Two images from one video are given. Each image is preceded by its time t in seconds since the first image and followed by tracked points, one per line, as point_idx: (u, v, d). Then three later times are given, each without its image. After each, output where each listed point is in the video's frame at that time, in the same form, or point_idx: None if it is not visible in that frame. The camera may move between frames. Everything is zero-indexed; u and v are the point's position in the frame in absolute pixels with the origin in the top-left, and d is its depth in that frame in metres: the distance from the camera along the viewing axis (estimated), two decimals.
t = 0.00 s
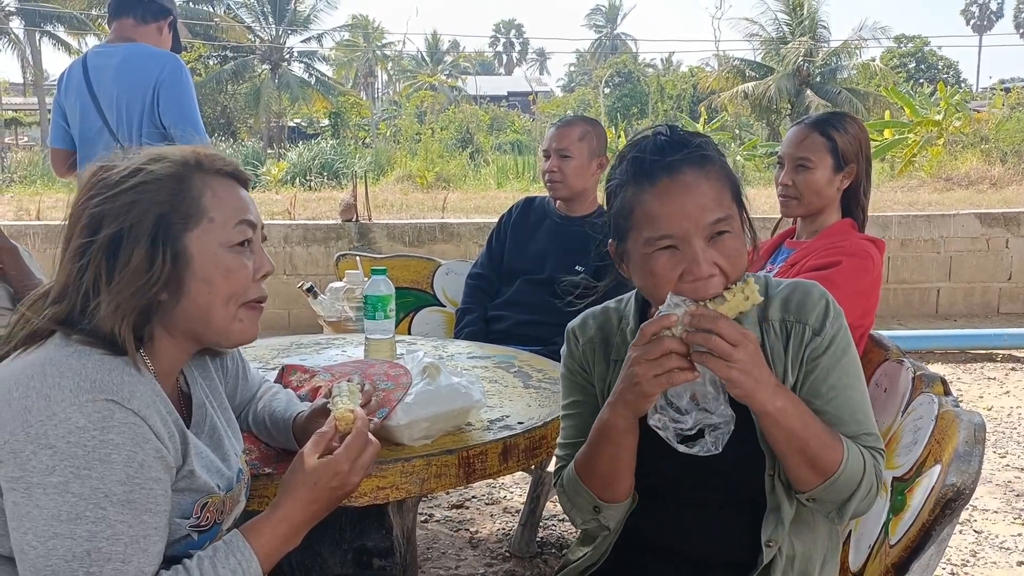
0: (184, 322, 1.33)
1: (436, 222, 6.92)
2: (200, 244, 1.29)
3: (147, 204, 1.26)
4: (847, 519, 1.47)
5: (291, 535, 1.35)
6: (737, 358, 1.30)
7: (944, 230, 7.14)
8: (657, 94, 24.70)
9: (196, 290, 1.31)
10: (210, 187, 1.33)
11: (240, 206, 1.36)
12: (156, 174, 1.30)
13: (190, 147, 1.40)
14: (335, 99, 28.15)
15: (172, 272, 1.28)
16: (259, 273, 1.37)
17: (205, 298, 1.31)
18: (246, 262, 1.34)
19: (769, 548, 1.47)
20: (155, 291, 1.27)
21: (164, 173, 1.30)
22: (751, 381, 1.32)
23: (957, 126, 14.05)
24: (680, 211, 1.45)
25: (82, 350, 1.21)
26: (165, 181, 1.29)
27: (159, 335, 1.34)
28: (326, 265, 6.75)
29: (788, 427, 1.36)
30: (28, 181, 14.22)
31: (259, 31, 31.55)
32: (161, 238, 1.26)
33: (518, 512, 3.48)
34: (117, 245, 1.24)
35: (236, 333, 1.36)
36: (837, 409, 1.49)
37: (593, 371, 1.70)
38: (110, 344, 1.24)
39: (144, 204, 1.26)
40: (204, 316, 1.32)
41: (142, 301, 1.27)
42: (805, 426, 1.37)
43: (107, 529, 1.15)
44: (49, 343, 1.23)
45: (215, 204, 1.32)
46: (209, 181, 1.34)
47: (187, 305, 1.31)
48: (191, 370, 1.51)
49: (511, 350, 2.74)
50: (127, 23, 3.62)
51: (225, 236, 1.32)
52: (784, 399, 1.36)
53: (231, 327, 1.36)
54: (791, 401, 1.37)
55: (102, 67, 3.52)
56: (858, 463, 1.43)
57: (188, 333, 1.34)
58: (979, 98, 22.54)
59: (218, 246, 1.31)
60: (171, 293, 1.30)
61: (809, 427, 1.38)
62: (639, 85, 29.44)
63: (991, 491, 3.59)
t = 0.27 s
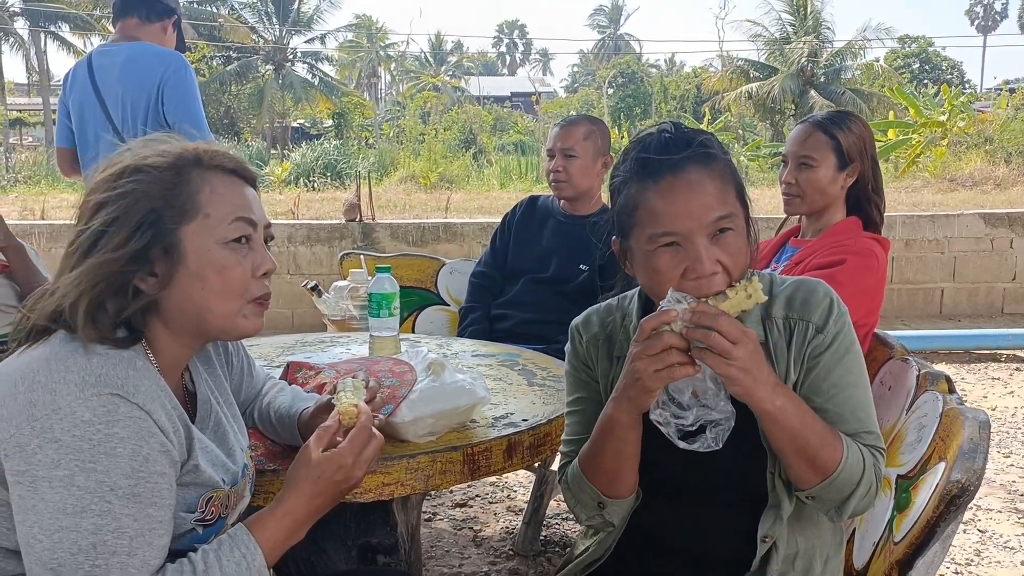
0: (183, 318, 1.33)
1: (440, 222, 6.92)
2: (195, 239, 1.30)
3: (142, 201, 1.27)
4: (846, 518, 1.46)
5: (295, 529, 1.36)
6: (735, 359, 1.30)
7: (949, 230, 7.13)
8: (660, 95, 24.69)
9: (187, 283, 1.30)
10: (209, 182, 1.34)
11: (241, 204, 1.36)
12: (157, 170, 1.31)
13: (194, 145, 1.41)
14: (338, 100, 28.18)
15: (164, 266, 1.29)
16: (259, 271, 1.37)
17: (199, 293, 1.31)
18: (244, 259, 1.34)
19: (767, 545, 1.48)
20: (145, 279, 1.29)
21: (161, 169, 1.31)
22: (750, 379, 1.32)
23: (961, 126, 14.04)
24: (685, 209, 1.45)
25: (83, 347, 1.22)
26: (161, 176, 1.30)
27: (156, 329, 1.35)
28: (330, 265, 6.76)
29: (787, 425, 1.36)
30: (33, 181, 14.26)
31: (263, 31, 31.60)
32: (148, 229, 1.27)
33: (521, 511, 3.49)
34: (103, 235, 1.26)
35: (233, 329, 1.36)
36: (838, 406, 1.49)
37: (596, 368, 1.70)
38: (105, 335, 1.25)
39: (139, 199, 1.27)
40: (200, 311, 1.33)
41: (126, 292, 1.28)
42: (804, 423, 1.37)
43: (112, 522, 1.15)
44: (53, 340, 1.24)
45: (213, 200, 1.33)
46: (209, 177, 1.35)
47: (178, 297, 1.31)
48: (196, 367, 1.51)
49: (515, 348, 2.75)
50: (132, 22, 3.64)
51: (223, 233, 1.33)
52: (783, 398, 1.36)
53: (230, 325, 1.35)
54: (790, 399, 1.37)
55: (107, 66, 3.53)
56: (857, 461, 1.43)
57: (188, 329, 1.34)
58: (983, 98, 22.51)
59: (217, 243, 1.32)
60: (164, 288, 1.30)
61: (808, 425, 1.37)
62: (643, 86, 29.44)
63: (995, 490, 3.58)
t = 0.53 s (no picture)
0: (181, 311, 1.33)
1: (443, 220, 6.93)
2: (192, 232, 1.30)
3: (138, 196, 1.28)
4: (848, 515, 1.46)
5: (297, 523, 1.36)
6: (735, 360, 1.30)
7: (952, 229, 7.12)
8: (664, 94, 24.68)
9: (184, 277, 1.31)
10: (208, 175, 1.34)
11: (240, 197, 1.36)
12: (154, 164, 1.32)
13: (193, 139, 1.42)
14: (342, 99, 28.20)
15: (160, 259, 1.29)
16: (257, 263, 1.37)
17: (196, 287, 1.31)
18: (242, 252, 1.34)
19: (768, 539, 1.47)
20: (143, 272, 1.30)
21: (158, 163, 1.32)
22: (750, 379, 1.32)
23: (965, 125, 14.01)
24: (688, 210, 1.45)
25: (84, 339, 1.23)
26: (158, 171, 1.31)
27: (156, 321, 1.35)
28: (333, 264, 6.77)
29: (788, 422, 1.36)
30: (37, 180, 14.29)
31: (266, 31, 31.63)
32: (145, 223, 1.27)
33: (525, 508, 3.49)
34: (100, 232, 1.28)
35: (231, 324, 1.35)
36: (842, 403, 1.49)
37: (599, 363, 1.70)
38: (102, 325, 1.26)
39: (135, 192, 1.28)
40: (198, 304, 1.32)
41: (122, 285, 1.29)
42: (806, 421, 1.37)
43: (115, 514, 1.16)
44: (55, 335, 1.25)
45: (210, 193, 1.33)
46: (207, 170, 1.35)
47: (175, 290, 1.32)
48: (198, 362, 1.51)
49: (518, 345, 2.75)
50: (135, 20, 3.64)
51: (221, 225, 1.33)
52: (785, 396, 1.35)
53: (228, 318, 1.35)
54: (792, 397, 1.36)
55: (111, 64, 3.54)
56: (859, 458, 1.42)
57: (187, 322, 1.34)
58: (987, 97, 22.46)
59: (215, 235, 1.32)
60: (162, 280, 1.31)
61: (809, 423, 1.37)
62: (646, 85, 29.42)
63: (1000, 488, 3.58)
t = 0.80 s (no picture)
0: (185, 307, 1.33)
1: (445, 218, 6.93)
2: (197, 228, 1.30)
3: (145, 190, 1.28)
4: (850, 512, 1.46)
5: (301, 521, 1.36)
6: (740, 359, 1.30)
7: (955, 227, 7.11)
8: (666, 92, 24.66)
9: (189, 273, 1.31)
10: (214, 171, 1.34)
11: (246, 195, 1.36)
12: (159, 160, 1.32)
13: (199, 135, 1.42)
14: (344, 97, 28.20)
15: (165, 254, 1.29)
16: (261, 260, 1.37)
17: (200, 284, 1.31)
18: (247, 249, 1.34)
19: (769, 536, 1.47)
20: (147, 268, 1.30)
21: (166, 160, 1.32)
22: (754, 378, 1.32)
23: (968, 123, 13.99)
24: (694, 206, 1.45)
25: (87, 335, 1.23)
26: (166, 166, 1.31)
27: (161, 318, 1.35)
28: (335, 261, 6.77)
29: (791, 420, 1.36)
30: (40, 177, 14.30)
31: (269, 29, 31.64)
32: (151, 219, 1.28)
33: (527, 505, 3.49)
34: (105, 225, 1.28)
35: (236, 320, 1.36)
36: (843, 399, 1.49)
37: (602, 358, 1.70)
38: (105, 320, 1.26)
39: (140, 187, 1.28)
40: (203, 301, 1.33)
41: (125, 279, 1.29)
42: (808, 419, 1.37)
43: (118, 510, 1.16)
44: (57, 332, 1.25)
45: (217, 189, 1.33)
46: (213, 167, 1.35)
47: (179, 287, 1.31)
48: (201, 358, 1.51)
49: (520, 342, 2.75)
50: (138, 17, 3.64)
51: (226, 222, 1.33)
52: (788, 395, 1.35)
53: (232, 315, 1.35)
54: (794, 396, 1.36)
55: (113, 60, 3.54)
56: (861, 456, 1.42)
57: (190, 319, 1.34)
58: (990, 95, 22.43)
59: (218, 233, 1.32)
60: (167, 276, 1.31)
61: (811, 421, 1.37)
62: (648, 83, 29.39)
63: (1002, 486, 3.57)
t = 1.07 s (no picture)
0: (182, 313, 1.33)
1: (446, 219, 6.93)
2: (196, 235, 1.30)
3: (143, 196, 1.28)
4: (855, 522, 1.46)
5: (301, 525, 1.36)
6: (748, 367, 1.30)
7: (957, 229, 7.10)
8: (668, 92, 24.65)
9: (189, 279, 1.31)
10: (215, 178, 1.34)
11: (245, 202, 1.36)
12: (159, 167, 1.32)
13: (199, 141, 1.42)
14: (346, 97, 28.22)
15: (163, 260, 1.29)
16: (261, 267, 1.37)
17: (199, 289, 1.31)
18: (246, 255, 1.34)
19: (771, 543, 1.47)
20: (145, 273, 1.30)
21: (164, 166, 1.32)
22: (763, 385, 1.32)
23: (969, 125, 13.98)
24: (701, 203, 1.45)
25: (85, 340, 1.23)
26: (165, 173, 1.31)
27: (159, 322, 1.35)
28: (337, 262, 6.77)
29: (799, 428, 1.36)
30: (41, 177, 14.31)
31: (270, 29, 31.66)
32: (150, 223, 1.28)
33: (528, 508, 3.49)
34: (104, 231, 1.28)
35: (234, 326, 1.35)
36: (850, 409, 1.49)
37: (606, 363, 1.70)
38: (102, 325, 1.26)
39: (140, 193, 1.28)
40: (202, 307, 1.32)
41: (122, 283, 1.29)
42: (818, 427, 1.37)
43: (118, 515, 1.16)
44: (56, 338, 1.25)
45: (216, 195, 1.33)
46: (214, 173, 1.35)
47: (179, 293, 1.31)
48: (202, 362, 1.52)
49: (521, 345, 2.75)
50: (140, 19, 3.65)
51: (225, 229, 1.33)
52: (796, 403, 1.35)
53: (230, 322, 1.35)
54: (804, 404, 1.36)
55: (115, 62, 3.55)
56: (869, 466, 1.42)
57: (187, 326, 1.34)
58: (993, 97, 22.42)
59: (218, 239, 1.32)
60: (165, 282, 1.31)
61: (821, 431, 1.37)
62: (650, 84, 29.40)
63: (1004, 490, 3.57)
